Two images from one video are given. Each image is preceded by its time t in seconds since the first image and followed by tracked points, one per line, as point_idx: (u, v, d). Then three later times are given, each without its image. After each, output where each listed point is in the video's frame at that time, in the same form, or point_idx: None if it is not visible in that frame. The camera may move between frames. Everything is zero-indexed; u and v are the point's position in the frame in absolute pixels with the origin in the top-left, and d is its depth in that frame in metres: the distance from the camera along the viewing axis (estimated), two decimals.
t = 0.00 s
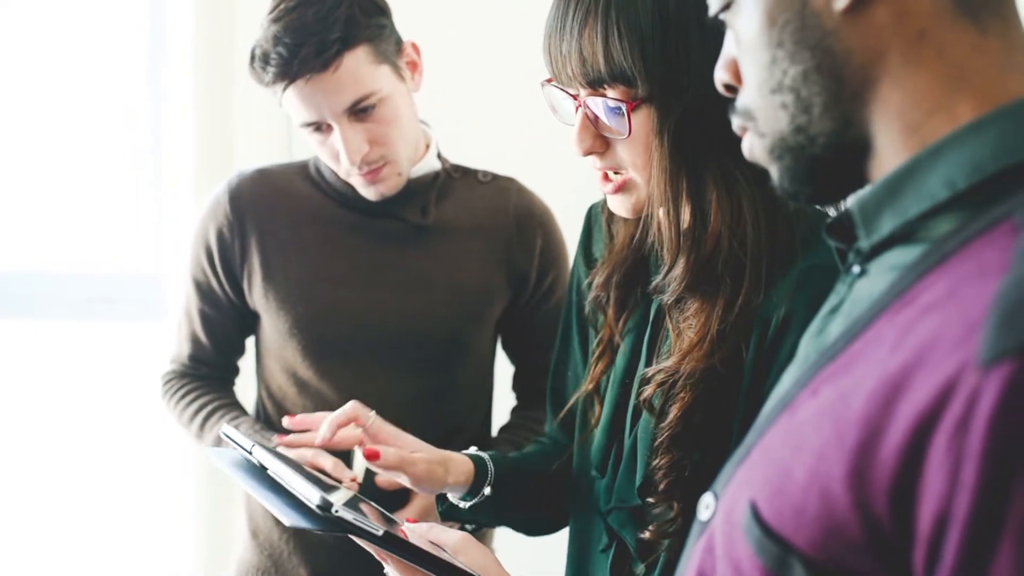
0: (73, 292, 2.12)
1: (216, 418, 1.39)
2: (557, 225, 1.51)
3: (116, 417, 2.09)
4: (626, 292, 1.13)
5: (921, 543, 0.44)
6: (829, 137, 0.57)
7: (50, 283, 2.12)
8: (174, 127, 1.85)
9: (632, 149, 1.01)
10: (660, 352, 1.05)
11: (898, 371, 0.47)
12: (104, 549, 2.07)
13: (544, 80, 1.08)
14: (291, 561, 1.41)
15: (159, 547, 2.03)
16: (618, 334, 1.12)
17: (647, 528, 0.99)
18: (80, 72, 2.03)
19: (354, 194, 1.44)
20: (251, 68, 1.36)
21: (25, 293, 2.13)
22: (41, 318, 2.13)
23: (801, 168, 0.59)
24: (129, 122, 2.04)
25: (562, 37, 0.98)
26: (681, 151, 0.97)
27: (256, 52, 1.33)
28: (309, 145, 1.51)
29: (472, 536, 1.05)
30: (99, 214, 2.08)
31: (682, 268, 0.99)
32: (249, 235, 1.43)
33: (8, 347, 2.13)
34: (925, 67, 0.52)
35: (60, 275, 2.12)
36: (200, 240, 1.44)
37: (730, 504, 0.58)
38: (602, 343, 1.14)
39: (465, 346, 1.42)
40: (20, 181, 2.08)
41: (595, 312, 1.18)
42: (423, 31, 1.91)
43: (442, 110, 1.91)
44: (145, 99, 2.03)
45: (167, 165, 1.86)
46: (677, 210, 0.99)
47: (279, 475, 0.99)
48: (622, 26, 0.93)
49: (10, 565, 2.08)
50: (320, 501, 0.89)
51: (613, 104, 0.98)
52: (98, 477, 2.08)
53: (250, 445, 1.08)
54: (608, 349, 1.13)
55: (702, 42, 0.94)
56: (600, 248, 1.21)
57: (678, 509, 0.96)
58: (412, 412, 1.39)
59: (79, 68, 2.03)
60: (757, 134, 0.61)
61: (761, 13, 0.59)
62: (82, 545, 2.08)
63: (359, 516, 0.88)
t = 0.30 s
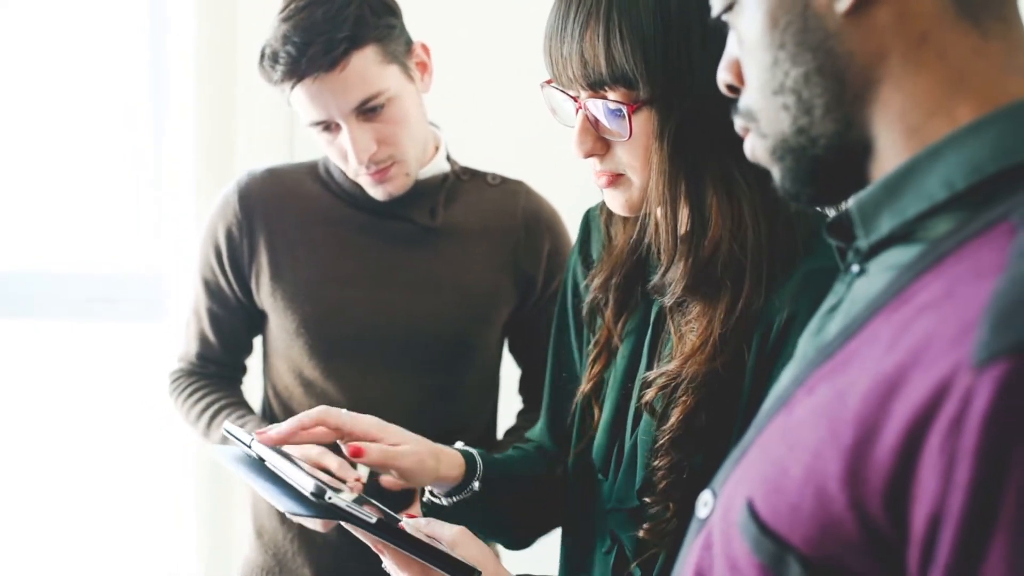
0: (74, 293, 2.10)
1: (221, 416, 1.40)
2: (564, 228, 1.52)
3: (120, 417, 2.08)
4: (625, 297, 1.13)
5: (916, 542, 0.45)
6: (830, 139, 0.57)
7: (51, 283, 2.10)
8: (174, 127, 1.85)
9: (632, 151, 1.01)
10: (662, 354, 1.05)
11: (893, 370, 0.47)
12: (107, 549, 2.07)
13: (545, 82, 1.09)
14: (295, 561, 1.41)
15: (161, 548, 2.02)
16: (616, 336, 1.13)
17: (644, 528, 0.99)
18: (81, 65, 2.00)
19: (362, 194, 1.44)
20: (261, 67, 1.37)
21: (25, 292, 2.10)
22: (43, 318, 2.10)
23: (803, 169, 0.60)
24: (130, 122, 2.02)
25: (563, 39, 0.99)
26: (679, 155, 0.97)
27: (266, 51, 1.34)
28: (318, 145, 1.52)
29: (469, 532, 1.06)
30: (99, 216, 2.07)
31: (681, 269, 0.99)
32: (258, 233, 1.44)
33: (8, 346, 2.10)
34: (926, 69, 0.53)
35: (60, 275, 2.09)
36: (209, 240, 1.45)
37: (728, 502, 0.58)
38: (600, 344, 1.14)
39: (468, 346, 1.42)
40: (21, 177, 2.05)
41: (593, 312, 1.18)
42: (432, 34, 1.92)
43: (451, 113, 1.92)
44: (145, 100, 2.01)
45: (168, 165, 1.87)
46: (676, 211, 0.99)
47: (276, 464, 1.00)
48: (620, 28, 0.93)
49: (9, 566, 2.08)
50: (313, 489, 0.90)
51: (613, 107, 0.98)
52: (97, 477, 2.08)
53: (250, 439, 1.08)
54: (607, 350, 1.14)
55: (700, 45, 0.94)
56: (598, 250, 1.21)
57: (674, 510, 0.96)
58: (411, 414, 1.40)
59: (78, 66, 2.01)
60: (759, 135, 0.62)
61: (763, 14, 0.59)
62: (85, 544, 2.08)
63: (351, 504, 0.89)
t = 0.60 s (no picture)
0: (77, 292, 2.10)
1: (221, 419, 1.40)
2: (563, 233, 1.53)
3: (119, 419, 2.08)
4: (621, 301, 1.14)
5: (905, 542, 0.45)
6: (824, 144, 0.58)
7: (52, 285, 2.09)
8: (175, 126, 1.86)
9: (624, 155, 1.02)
10: (659, 357, 1.06)
11: (883, 372, 0.48)
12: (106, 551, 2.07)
13: (540, 91, 1.09)
14: (294, 564, 1.42)
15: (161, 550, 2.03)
16: (614, 341, 1.13)
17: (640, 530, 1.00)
18: (84, 66, 2.01)
19: (363, 198, 1.45)
20: (265, 70, 1.38)
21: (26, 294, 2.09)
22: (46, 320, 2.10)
23: (797, 174, 0.60)
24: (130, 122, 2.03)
25: (555, 49, 1.00)
26: (671, 160, 0.98)
27: (270, 54, 1.35)
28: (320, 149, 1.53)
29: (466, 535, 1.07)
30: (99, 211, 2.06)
31: (677, 272, 1.00)
32: (259, 236, 1.44)
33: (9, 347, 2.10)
34: (918, 74, 0.53)
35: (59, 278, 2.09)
36: (210, 243, 1.45)
37: (721, 503, 0.59)
38: (599, 349, 1.15)
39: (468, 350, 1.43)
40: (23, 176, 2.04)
41: (593, 316, 1.18)
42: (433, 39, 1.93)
43: (452, 118, 1.93)
44: (145, 99, 2.02)
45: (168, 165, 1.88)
46: (666, 212, 1.00)
47: (272, 469, 1.00)
48: (607, 35, 0.94)
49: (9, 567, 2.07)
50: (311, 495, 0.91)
51: (606, 113, 0.99)
52: (95, 478, 2.08)
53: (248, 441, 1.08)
54: (604, 355, 1.14)
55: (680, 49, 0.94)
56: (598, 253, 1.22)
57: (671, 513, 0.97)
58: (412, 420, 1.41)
59: (81, 63, 2.01)
60: (754, 140, 0.63)
61: (756, 21, 0.60)
62: (83, 547, 2.08)
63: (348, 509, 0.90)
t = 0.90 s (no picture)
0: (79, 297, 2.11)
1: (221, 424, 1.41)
2: (559, 236, 1.53)
3: (119, 424, 2.08)
4: (621, 305, 1.15)
5: (899, 543, 0.46)
6: (816, 150, 0.59)
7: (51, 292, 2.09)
8: (174, 126, 1.87)
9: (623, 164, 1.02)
10: (658, 361, 1.06)
11: (876, 375, 0.48)
12: (105, 555, 2.07)
13: (536, 102, 1.10)
14: (293, 568, 1.42)
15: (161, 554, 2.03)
16: (614, 345, 1.14)
17: (638, 534, 1.00)
18: (83, 70, 2.01)
19: (361, 203, 1.46)
20: (262, 75, 1.38)
21: (25, 300, 2.08)
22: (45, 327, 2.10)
23: (789, 180, 0.61)
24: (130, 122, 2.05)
25: (550, 60, 1.00)
26: (669, 166, 0.99)
27: (267, 60, 1.35)
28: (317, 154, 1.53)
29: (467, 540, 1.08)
30: (99, 214, 2.08)
31: (678, 278, 1.01)
32: (256, 240, 1.45)
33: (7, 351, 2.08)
34: (907, 81, 0.54)
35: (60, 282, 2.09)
36: (208, 247, 1.46)
37: (717, 506, 0.59)
38: (598, 354, 1.16)
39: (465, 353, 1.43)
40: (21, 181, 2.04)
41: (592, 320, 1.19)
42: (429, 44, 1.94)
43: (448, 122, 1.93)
44: (145, 99, 2.04)
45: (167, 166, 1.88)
46: (666, 222, 1.01)
47: (275, 476, 1.00)
48: (602, 45, 0.95)
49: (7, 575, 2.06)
50: (314, 505, 0.91)
51: (603, 123, 1.00)
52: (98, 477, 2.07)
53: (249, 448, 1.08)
54: (603, 360, 1.16)
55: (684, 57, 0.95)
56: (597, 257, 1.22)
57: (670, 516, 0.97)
58: (413, 422, 1.41)
59: (81, 66, 2.01)
60: (747, 147, 0.63)
61: (747, 29, 0.61)
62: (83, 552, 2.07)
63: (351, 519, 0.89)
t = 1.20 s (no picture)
0: (77, 298, 2.11)
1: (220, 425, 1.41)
2: (557, 238, 1.53)
3: (119, 425, 2.07)
4: (621, 307, 1.15)
5: (898, 544, 0.46)
6: (813, 153, 0.59)
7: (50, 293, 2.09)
8: (174, 126, 1.87)
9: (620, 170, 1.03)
10: (658, 363, 1.06)
11: (875, 378, 0.49)
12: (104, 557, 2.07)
13: (534, 107, 1.11)
14: (292, 569, 1.42)
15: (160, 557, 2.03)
16: (613, 347, 1.14)
17: (638, 536, 1.00)
18: (83, 70, 2.01)
19: (359, 206, 1.46)
20: (260, 78, 1.38)
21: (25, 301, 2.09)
22: (43, 329, 2.09)
23: (787, 183, 0.61)
24: (130, 122, 2.04)
25: (546, 67, 1.01)
26: (666, 170, 0.99)
27: (265, 62, 1.35)
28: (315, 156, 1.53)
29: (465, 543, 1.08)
30: (98, 214, 2.07)
31: (677, 282, 1.01)
32: (254, 243, 1.45)
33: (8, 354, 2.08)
34: (904, 84, 0.55)
35: (59, 283, 2.10)
36: (207, 250, 1.46)
37: (717, 508, 0.59)
38: (597, 356, 1.16)
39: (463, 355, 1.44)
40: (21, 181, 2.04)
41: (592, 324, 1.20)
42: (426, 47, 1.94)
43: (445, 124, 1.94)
44: (145, 99, 2.03)
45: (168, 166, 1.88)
46: (666, 224, 1.01)
47: (280, 473, 1.01)
48: (597, 51, 0.95)
49: None
50: (320, 498, 0.91)
51: (599, 131, 1.00)
52: (98, 479, 2.07)
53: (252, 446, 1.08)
54: (603, 362, 1.16)
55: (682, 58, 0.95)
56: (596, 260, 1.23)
57: (669, 518, 0.98)
58: (411, 424, 1.41)
59: (81, 66, 2.02)
60: (744, 150, 0.63)
61: (744, 33, 0.61)
62: (82, 554, 2.07)
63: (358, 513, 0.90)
